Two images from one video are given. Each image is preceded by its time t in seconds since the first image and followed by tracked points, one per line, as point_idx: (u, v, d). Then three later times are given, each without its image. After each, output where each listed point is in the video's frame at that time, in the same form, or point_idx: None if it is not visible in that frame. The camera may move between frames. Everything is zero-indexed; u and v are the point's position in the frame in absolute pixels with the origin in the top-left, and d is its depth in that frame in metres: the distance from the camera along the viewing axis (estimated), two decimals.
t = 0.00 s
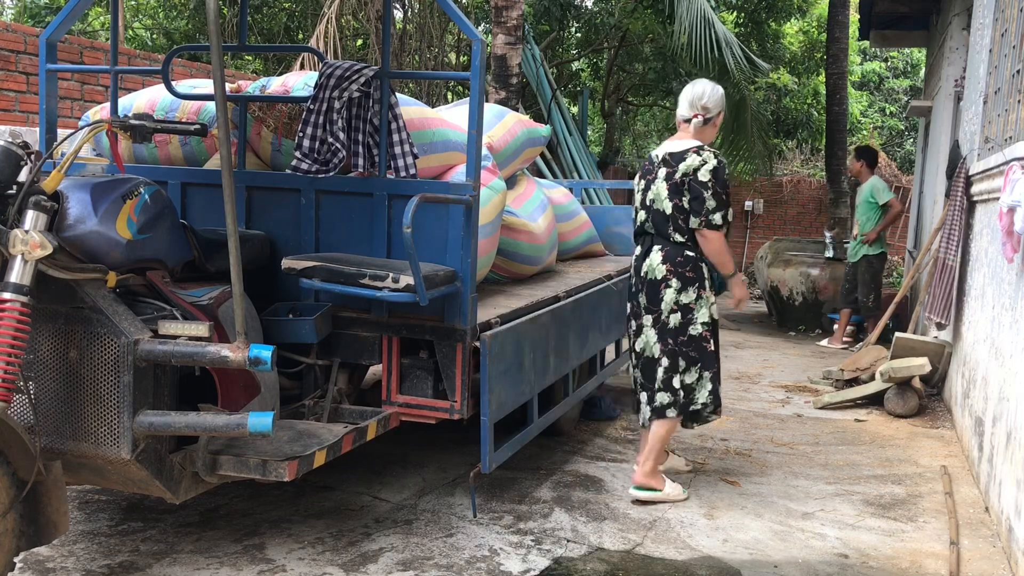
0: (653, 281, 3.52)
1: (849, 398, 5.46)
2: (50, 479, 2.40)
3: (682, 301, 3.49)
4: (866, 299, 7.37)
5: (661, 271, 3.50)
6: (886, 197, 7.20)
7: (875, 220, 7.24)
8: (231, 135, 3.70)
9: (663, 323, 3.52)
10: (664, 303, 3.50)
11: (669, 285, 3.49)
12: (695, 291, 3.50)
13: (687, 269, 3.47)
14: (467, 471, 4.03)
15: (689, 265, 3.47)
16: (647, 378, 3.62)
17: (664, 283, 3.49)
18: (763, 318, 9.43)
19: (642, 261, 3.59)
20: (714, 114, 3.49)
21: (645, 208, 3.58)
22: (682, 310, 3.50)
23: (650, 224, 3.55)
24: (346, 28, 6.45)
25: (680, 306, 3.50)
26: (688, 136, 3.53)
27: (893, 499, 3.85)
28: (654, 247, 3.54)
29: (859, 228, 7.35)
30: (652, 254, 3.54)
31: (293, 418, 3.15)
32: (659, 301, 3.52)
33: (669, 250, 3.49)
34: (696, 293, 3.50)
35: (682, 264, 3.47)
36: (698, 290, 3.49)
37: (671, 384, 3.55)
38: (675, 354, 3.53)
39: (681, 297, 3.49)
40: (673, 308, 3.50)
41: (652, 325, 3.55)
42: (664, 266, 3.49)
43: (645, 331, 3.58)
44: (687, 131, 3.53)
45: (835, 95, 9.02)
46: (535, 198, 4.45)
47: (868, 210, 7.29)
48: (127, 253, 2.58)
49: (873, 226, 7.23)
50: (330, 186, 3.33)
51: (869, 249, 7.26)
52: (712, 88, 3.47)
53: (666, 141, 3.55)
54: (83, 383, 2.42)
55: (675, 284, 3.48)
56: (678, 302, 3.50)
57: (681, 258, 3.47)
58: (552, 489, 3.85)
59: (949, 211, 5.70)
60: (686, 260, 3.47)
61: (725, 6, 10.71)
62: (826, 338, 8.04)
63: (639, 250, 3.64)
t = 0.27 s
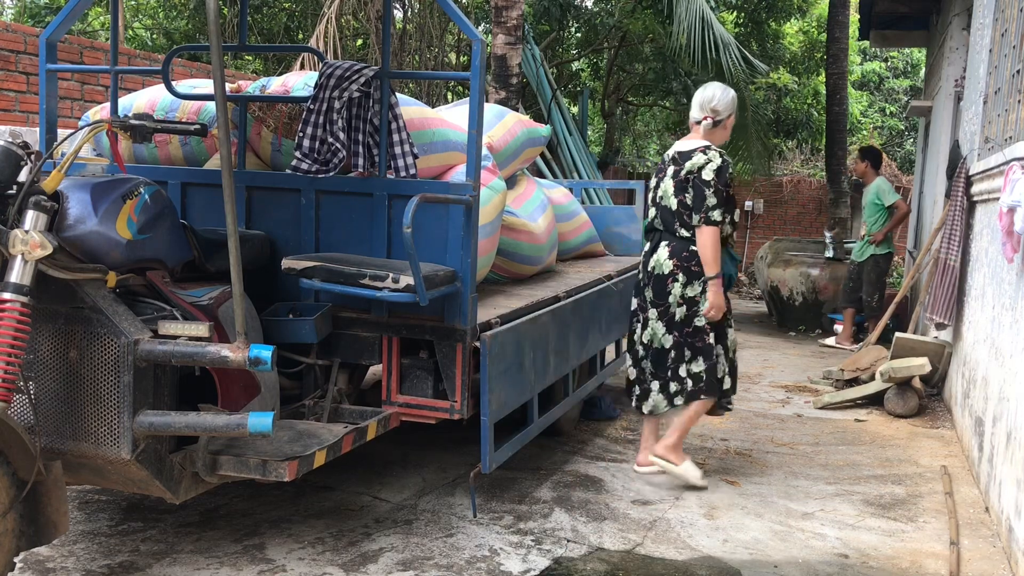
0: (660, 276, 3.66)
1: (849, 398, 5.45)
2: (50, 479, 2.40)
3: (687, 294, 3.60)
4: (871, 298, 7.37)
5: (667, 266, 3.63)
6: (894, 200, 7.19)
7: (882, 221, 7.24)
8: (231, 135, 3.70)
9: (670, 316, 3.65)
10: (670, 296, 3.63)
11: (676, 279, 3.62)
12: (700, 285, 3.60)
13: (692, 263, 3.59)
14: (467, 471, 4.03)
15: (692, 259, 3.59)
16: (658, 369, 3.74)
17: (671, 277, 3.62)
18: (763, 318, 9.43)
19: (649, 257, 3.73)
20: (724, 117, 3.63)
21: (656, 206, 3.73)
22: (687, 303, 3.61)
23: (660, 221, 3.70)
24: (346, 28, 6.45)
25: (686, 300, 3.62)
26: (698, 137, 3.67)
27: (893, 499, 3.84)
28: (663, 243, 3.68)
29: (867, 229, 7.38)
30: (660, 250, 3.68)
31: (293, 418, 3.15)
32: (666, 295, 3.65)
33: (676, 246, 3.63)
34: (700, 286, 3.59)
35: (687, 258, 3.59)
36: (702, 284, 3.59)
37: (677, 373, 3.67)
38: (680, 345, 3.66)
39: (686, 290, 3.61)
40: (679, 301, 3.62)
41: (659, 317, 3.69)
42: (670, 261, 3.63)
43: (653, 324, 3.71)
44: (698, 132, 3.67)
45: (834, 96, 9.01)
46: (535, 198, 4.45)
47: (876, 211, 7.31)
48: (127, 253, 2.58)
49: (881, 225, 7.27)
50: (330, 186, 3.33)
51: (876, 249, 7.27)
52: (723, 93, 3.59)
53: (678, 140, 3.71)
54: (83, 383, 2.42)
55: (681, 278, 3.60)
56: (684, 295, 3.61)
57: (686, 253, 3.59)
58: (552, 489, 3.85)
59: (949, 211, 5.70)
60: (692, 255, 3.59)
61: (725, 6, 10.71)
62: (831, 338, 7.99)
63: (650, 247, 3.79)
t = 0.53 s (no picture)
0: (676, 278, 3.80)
1: (849, 398, 5.45)
2: (50, 479, 2.40)
3: (703, 297, 3.76)
4: (871, 298, 7.40)
5: (683, 268, 3.78)
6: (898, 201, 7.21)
7: (884, 221, 7.26)
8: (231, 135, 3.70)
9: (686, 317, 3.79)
10: (686, 298, 3.77)
11: (692, 282, 3.76)
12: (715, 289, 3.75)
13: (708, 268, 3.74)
14: (467, 471, 4.03)
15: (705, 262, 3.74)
16: (670, 371, 3.86)
17: (687, 280, 3.76)
18: (763, 318, 9.43)
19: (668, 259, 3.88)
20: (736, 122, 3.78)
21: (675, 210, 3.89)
22: (702, 306, 3.77)
23: (678, 224, 3.85)
24: (346, 28, 6.45)
25: (701, 303, 3.77)
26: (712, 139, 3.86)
27: (893, 499, 3.84)
28: (680, 246, 3.83)
29: (868, 229, 7.41)
30: (677, 252, 3.83)
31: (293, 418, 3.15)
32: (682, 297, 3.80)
33: (693, 249, 3.77)
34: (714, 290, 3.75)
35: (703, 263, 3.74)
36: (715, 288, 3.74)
37: (692, 373, 3.84)
38: (694, 347, 3.82)
39: (701, 294, 3.76)
40: (695, 303, 3.77)
41: (673, 320, 3.81)
42: (687, 264, 3.77)
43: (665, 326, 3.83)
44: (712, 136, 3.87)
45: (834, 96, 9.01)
46: (535, 198, 4.45)
47: (878, 211, 7.33)
48: (127, 253, 2.58)
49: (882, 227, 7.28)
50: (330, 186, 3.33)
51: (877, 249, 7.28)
52: (739, 99, 3.76)
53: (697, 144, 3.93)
54: (83, 383, 2.42)
55: (697, 282, 3.75)
56: (700, 299, 3.76)
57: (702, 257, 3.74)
58: (552, 489, 3.85)
59: (949, 211, 5.70)
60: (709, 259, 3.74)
61: (725, 6, 10.72)
62: (836, 338, 7.94)
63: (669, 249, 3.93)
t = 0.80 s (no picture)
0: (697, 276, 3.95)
1: (850, 398, 5.45)
2: (50, 479, 2.40)
3: (719, 297, 3.88)
4: (868, 298, 7.40)
5: (704, 268, 3.93)
6: (896, 200, 7.27)
7: (881, 220, 7.29)
8: (230, 136, 3.70)
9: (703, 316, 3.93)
10: (703, 297, 3.90)
11: (711, 282, 3.89)
12: (732, 289, 3.87)
13: (726, 269, 3.88)
14: (467, 471, 4.03)
15: (728, 265, 3.88)
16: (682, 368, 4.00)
17: (704, 280, 3.90)
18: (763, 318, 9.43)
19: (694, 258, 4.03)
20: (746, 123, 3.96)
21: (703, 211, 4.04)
22: (718, 306, 3.90)
23: (705, 225, 4.01)
24: (346, 28, 6.45)
25: (717, 303, 3.89)
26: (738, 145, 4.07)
27: (893, 499, 3.84)
28: (704, 246, 3.99)
29: (864, 228, 7.42)
30: (701, 253, 3.98)
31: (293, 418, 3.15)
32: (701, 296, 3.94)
33: (714, 250, 3.92)
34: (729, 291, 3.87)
35: (723, 264, 3.88)
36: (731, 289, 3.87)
37: (701, 372, 3.96)
38: (707, 346, 3.93)
39: (716, 294, 3.88)
40: (710, 303, 3.90)
41: (693, 319, 3.98)
42: (708, 264, 3.92)
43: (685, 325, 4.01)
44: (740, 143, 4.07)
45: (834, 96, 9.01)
46: (535, 198, 4.45)
47: (875, 210, 7.35)
48: (127, 253, 2.58)
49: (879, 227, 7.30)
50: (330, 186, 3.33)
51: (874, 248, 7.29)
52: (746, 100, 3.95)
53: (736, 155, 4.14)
54: (83, 383, 2.42)
55: (714, 282, 3.88)
56: (715, 299, 3.89)
57: (722, 259, 3.88)
58: (552, 489, 3.85)
59: (949, 211, 5.71)
60: (727, 260, 3.88)
61: (725, 6, 10.72)
62: (838, 336, 7.84)
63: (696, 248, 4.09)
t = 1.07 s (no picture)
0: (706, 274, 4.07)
1: (849, 398, 5.45)
2: (50, 479, 2.40)
3: (718, 293, 3.93)
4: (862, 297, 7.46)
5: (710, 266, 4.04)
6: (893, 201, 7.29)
7: (878, 222, 7.32)
8: (231, 136, 3.70)
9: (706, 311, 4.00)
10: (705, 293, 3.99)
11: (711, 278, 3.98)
12: (730, 285, 3.90)
13: (724, 265, 3.93)
14: (467, 471, 4.03)
15: (727, 261, 3.92)
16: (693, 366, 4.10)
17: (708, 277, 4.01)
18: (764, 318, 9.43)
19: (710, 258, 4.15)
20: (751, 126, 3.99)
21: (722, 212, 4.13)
22: (717, 302, 3.94)
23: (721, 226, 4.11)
24: (346, 28, 6.45)
25: (717, 298, 3.95)
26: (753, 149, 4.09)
27: (893, 499, 3.84)
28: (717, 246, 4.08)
29: (860, 229, 7.42)
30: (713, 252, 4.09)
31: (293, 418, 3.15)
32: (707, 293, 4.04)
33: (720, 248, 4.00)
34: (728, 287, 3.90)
35: (723, 261, 3.94)
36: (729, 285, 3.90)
37: (705, 368, 4.02)
38: (709, 342, 3.99)
39: (717, 290, 3.93)
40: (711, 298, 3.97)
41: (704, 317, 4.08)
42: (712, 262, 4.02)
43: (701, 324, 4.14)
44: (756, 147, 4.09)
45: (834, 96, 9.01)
46: (535, 198, 4.45)
47: (872, 211, 7.35)
48: (127, 253, 2.58)
49: (876, 228, 7.32)
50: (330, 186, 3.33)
51: (871, 250, 7.32)
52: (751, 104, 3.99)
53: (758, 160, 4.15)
54: (83, 383, 2.42)
55: (715, 278, 3.95)
56: (715, 294, 3.94)
57: (722, 256, 3.95)
58: (552, 489, 3.85)
59: (949, 211, 5.71)
60: (726, 257, 3.93)
61: (725, 6, 10.72)
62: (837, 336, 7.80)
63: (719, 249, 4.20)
